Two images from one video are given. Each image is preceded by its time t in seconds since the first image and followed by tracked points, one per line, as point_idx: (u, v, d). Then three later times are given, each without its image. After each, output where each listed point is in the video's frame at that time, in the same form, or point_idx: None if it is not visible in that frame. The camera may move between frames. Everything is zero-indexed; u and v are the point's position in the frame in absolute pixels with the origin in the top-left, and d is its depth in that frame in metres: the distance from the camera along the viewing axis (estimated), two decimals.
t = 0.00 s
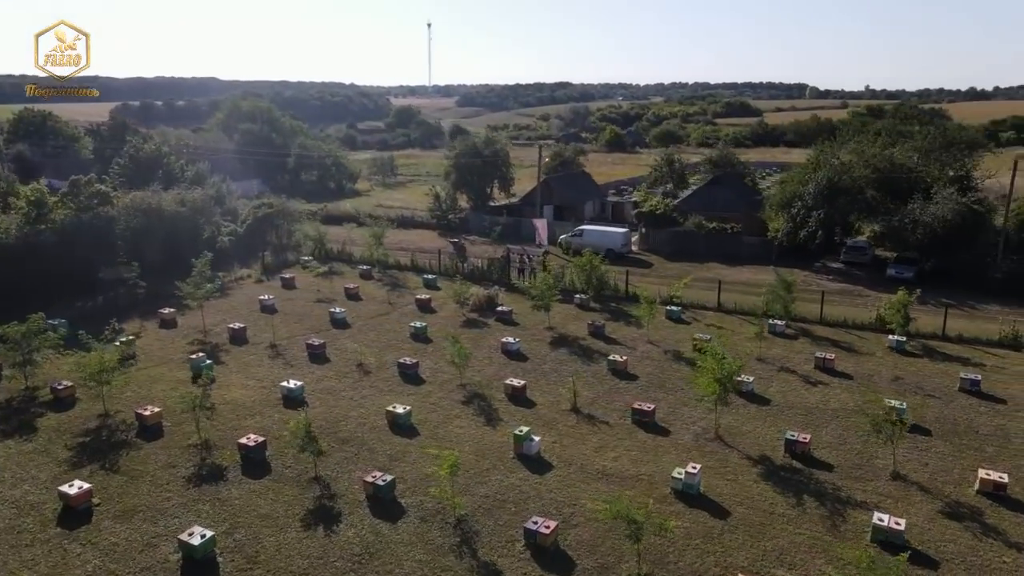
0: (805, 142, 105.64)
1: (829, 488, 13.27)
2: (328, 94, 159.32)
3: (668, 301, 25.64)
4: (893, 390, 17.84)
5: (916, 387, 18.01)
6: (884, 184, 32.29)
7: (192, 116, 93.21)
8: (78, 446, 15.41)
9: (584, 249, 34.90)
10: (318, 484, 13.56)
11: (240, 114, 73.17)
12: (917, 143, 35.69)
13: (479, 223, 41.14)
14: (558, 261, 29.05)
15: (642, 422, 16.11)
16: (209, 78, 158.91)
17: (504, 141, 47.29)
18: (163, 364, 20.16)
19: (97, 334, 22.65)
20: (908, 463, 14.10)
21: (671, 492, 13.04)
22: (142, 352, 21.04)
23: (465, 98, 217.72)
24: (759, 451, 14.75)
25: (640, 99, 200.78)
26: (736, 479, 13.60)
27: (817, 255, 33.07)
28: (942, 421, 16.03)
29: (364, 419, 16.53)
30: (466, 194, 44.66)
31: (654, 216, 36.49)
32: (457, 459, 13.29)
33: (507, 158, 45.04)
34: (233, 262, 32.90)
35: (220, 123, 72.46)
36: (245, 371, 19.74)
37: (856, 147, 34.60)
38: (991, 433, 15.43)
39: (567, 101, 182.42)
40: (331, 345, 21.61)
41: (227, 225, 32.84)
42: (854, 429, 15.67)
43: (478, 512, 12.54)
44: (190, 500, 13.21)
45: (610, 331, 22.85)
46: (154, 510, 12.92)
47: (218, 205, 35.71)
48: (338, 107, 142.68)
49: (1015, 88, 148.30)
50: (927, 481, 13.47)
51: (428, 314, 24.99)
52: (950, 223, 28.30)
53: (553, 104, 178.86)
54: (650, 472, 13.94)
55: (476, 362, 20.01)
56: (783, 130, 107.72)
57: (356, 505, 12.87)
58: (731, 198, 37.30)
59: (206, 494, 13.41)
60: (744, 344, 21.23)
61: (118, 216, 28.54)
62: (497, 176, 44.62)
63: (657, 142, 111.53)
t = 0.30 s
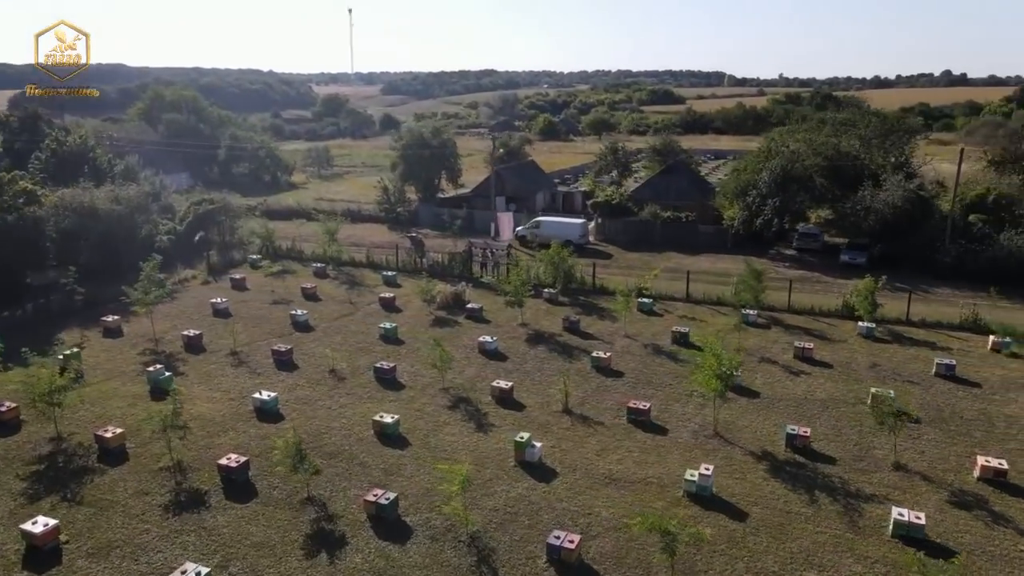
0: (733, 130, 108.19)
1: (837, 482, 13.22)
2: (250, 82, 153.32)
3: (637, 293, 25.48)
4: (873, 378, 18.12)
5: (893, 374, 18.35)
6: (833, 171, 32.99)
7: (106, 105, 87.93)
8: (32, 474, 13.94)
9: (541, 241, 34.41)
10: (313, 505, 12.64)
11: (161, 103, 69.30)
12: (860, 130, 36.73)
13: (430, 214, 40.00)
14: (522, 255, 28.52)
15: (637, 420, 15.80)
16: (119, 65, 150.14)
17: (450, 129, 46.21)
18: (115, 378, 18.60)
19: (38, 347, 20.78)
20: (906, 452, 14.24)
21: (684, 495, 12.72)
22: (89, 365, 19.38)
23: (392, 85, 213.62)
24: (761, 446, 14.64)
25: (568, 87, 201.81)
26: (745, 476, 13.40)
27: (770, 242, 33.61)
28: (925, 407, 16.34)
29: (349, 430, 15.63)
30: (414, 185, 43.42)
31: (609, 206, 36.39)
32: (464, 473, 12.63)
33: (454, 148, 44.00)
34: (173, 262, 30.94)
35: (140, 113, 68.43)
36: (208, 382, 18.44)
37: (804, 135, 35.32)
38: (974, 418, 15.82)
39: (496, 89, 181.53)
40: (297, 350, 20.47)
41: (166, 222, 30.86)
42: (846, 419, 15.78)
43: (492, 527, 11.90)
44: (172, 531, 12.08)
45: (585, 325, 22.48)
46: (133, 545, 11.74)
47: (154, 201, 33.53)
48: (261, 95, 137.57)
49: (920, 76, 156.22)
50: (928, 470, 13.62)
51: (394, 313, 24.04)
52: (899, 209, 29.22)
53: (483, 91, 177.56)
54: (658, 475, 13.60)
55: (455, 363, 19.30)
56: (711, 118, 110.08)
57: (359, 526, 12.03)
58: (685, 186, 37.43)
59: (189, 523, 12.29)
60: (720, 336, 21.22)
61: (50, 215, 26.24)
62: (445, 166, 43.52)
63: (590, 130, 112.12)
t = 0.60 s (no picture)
0: (667, 117, 109.62)
1: (842, 475, 13.23)
2: (169, 68, 146.06)
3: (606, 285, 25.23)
4: (852, 365, 18.36)
5: (870, 360, 18.64)
6: (786, 159, 33.53)
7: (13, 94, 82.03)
8: None
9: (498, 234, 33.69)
10: (310, 528, 11.81)
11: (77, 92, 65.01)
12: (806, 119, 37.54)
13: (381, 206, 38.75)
14: (485, 249, 27.88)
15: (633, 419, 15.53)
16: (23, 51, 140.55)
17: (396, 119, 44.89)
18: (64, 394, 17.11)
19: None
20: (900, 441, 14.40)
21: (696, 497, 12.48)
22: (32, 381, 17.77)
23: (321, 72, 207.60)
24: (759, 441, 14.55)
25: (500, 74, 200.60)
26: (752, 474, 13.26)
27: (726, 230, 33.98)
28: (908, 393, 16.62)
29: (334, 441, 14.78)
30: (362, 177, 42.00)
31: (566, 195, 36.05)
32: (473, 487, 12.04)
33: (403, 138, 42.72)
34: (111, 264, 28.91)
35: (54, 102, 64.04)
36: (170, 395, 17.18)
37: (756, 123, 35.83)
38: (955, 403, 16.18)
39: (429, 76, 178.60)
40: (263, 356, 19.35)
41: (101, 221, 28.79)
42: (835, 410, 15.89)
43: (507, 542, 11.36)
44: (157, 565, 11.06)
45: (560, 320, 22.07)
46: None
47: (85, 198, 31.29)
48: (182, 82, 131.33)
49: (838, 63, 161.81)
50: (924, 458, 13.80)
51: (360, 313, 23.07)
52: (852, 195, 29.95)
53: (414, 78, 174.50)
54: (664, 475, 13.33)
55: (433, 365, 18.58)
56: (645, 105, 111.17)
57: (365, 548, 11.30)
58: (640, 175, 37.41)
59: (175, 555, 11.29)
60: (697, 327, 21.18)
61: None
62: (395, 156, 42.22)
63: (527, 117, 111.56)
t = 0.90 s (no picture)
0: (606, 103, 110.13)
1: (842, 465, 13.30)
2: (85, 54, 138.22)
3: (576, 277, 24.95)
4: (831, 352, 18.59)
5: (846, 346, 18.92)
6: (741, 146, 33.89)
7: None
8: None
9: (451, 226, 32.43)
10: (311, 550, 11.11)
11: None
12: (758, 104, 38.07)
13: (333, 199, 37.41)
14: (449, 243, 27.20)
15: (627, 416, 15.29)
16: None
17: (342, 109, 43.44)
18: (13, 413, 15.77)
19: None
20: (891, 428, 14.60)
21: (705, 496, 12.31)
22: None
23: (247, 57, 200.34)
24: (756, 434, 14.51)
25: (436, 59, 197.69)
26: (755, 469, 13.20)
27: (685, 217, 34.22)
28: (889, 378, 16.91)
29: (320, 453, 14.03)
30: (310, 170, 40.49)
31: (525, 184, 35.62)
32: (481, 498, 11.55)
33: (351, 129, 41.37)
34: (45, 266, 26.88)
35: None
36: (132, 409, 16.03)
37: (711, 109, 36.11)
38: (935, 386, 16.54)
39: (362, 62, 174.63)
40: (230, 363, 18.31)
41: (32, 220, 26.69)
42: (823, 398, 16.01)
43: (521, 554, 10.94)
44: None
45: (535, 314, 21.66)
46: None
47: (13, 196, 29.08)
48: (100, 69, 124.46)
49: (767, 49, 165.70)
50: (916, 444, 14.01)
51: (327, 312, 22.14)
52: (808, 181, 30.54)
53: (347, 64, 170.18)
54: (668, 474, 13.12)
55: (413, 367, 17.92)
56: (585, 92, 111.35)
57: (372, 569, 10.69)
58: (596, 163, 37.27)
59: None
60: (673, 319, 21.14)
61: None
62: (344, 147, 40.82)
63: (467, 104, 110.23)
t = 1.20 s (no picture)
0: (534, 87, 109.75)
1: (838, 454, 13.40)
2: None
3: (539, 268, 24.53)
4: (803, 337, 18.84)
5: (816, 331, 19.22)
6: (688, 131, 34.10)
7: None
8: None
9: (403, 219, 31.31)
10: None
11: None
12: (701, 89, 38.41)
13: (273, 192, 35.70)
14: (406, 237, 26.33)
15: (619, 413, 15.02)
16: None
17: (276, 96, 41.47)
18: None
19: None
20: (877, 412, 14.83)
21: (714, 493, 12.14)
22: None
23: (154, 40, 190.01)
24: (749, 425, 14.48)
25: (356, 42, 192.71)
26: (757, 462, 13.13)
27: (636, 203, 34.28)
28: (863, 360, 17.21)
29: (308, 470, 13.18)
30: (246, 161, 38.52)
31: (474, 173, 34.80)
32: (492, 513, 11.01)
33: (288, 117, 39.54)
34: None
35: None
36: (84, 430, 14.71)
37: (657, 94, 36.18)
38: (908, 367, 16.95)
39: (279, 46, 168.38)
40: (188, 374, 17.07)
41: None
42: (806, 385, 16.16)
43: (541, 568, 10.47)
44: None
45: (506, 309, 21.14)
46: None
47: None
48: None
49: (686, 34, 168.79)
50: (903, 428, 14.27)
51: (285, 314, 21.01)
52: (758, 165, 31.03)
53: (263, 48, 163.64)
54: (673, 471, 12.91)
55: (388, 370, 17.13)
56: (512, 76, 110.54)
57: None
58: (545, 151, 36.94)
59: None
60: (644, 309, 21.02)
61: None
62: (281, 138, 39.02)
63: (392, 89, 107.74)
